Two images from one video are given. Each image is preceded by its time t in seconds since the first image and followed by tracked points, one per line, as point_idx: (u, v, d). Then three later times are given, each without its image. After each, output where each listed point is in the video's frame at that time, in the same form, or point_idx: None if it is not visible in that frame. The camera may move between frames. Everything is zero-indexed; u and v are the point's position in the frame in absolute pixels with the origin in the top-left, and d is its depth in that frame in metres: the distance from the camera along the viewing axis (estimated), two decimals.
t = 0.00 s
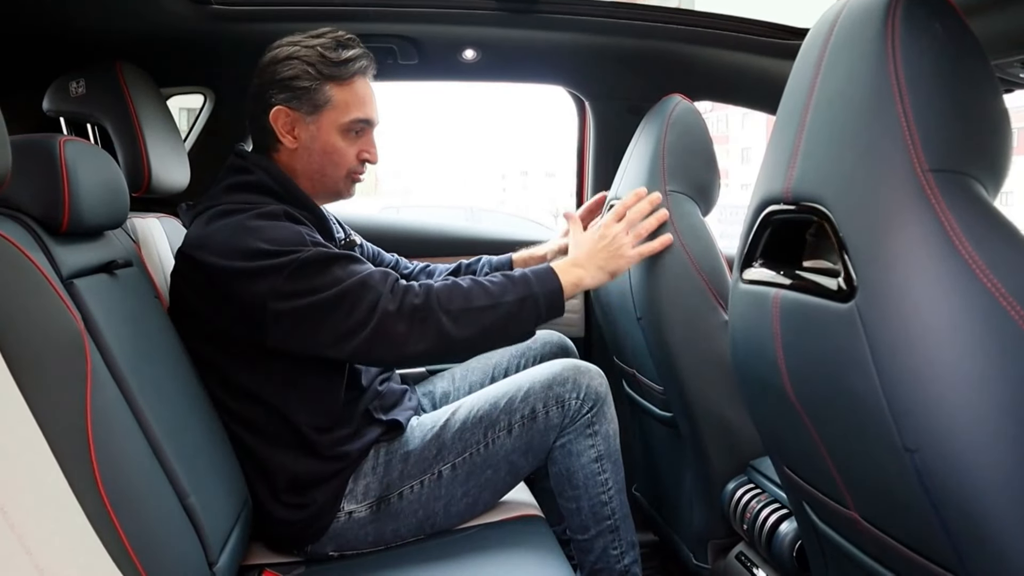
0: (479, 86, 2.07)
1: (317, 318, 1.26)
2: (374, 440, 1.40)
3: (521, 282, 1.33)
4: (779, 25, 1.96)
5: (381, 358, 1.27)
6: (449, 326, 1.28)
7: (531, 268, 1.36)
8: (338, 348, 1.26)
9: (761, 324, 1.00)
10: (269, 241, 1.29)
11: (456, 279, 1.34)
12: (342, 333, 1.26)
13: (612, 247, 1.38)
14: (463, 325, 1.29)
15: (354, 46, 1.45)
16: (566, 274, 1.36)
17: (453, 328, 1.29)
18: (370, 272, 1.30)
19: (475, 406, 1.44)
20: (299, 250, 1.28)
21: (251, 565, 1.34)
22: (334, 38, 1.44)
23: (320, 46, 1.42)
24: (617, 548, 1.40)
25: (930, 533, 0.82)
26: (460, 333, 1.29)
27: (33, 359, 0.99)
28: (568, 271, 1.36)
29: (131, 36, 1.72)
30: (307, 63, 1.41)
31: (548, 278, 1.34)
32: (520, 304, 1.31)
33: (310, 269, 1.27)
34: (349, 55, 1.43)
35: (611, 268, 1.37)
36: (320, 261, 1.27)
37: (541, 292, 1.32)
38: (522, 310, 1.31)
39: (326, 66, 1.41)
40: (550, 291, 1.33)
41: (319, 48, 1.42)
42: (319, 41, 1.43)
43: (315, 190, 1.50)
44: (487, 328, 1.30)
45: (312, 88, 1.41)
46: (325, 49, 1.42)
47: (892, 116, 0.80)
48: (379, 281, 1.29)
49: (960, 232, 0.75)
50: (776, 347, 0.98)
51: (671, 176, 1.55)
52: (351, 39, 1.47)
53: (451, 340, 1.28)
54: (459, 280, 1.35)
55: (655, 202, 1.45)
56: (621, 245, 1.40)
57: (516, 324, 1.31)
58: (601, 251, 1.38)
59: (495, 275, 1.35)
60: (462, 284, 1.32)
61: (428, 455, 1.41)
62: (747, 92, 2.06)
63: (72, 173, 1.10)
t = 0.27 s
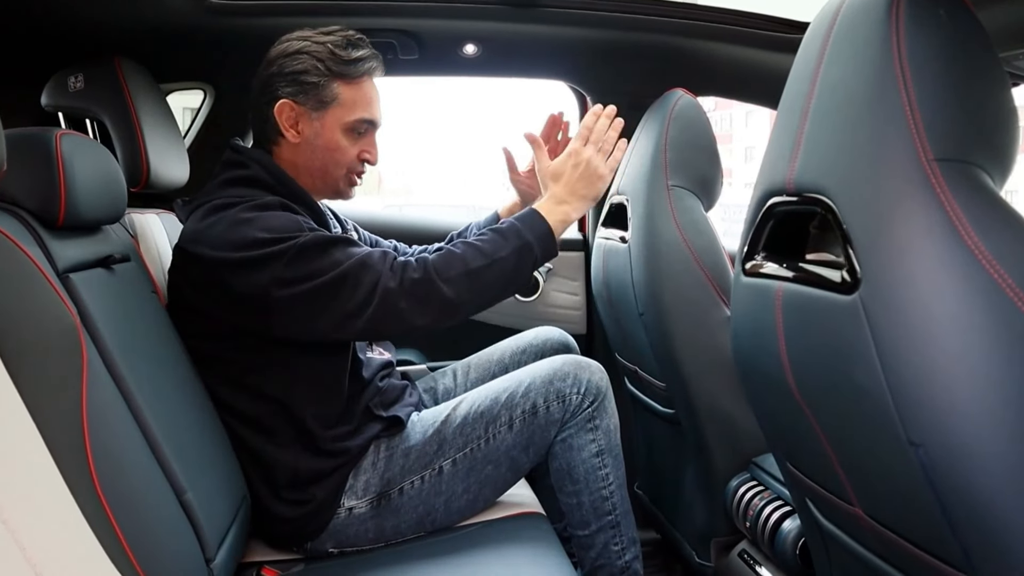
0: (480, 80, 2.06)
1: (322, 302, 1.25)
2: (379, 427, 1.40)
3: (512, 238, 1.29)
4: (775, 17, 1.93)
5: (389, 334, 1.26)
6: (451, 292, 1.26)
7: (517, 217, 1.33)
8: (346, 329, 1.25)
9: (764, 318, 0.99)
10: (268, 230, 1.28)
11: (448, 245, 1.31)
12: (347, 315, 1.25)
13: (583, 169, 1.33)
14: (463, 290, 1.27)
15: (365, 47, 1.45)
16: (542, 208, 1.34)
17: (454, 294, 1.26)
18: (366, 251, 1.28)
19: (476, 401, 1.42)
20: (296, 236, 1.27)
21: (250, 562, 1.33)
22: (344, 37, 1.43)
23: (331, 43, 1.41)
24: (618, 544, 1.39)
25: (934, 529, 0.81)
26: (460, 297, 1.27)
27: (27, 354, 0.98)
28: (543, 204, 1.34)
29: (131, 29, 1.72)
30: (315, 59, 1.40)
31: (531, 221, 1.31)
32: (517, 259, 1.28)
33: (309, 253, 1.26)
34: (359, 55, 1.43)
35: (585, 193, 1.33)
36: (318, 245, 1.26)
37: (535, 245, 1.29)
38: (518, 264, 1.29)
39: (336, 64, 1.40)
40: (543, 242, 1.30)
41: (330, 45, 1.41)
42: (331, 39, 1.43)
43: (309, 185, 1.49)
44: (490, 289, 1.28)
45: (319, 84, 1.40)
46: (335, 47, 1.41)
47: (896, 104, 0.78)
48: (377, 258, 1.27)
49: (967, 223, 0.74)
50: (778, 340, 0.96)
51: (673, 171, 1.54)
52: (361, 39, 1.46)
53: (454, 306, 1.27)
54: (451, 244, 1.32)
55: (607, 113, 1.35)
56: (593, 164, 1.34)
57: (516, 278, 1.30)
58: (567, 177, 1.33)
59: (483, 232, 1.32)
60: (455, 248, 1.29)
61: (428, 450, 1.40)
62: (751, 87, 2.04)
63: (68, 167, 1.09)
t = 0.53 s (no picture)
0: (482, 79, 2.06)
1: (281, 334, 1.20)
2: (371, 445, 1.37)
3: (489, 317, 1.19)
4: (782, 16, 1.92)
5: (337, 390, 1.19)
6: (402, 366, 1.16)
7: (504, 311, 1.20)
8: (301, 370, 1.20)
9: (766, 315, 0.98)
10: (249, 245, 1.25)
11: (421, 312, 1.21)
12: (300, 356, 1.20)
13: (597, 300, 1.15)
14: (418, 369, 1.17)
15: (338, 34, 1.43)
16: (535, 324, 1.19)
17: (406, 369, 1.16)
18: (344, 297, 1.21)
19: (477, 400, 1.43)
20: (274, 260, 1.23)
21: (250, 561, 1.33)
22: (320, 27, 1.43)
23: (302, 33, 1.42)
24: (620, 543, 1.38)
25: (939, 526, 0.80)
26: (414, 376, 1.17)
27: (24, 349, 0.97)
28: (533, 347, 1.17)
29: (133, 27, 1.72)
30: (286, 51, 1.41)
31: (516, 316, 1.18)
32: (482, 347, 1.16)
33: (280, 283, 1.22)
34: (329, 43, 1.41)
35: (590, 319, 1.15)
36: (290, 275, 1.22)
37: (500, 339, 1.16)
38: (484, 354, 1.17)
39: (303, 53, 1.41)
40: (515, 339, 1.17)
41: (302, 35, 1.41)
42: (304, 29, 1.43)
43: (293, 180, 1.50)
44: (443, 374, 1.17)
45: (287, 75, 1.41)
46: (306, 37, 1.41)
47: (899, 97, 0.78)
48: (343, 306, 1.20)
49: (971, 217, 0.73)
50: (781, 337, 0.96)
51: (676, 169, 1.53)
52: (341, 28, 1.45)
53: (404, 382, 1.17)
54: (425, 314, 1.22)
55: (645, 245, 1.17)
56: (609, 294, 1.15)
57: (475, 372, 1.17)
58: (574, 292, 1.15)
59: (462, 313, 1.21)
60: (425, 321, 1.19)
61: (430, 449, 1.39)
62: (754, 85, 2.04)
63: (67, 164, 1.09)
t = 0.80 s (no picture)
0: (482, 78, 2.06)
1: (241, 367, 1.24)
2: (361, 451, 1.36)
3: (440, 433, 1.20)
4: (785, 16, 1.92)
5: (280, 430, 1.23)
6: (331, 439, 1.19)
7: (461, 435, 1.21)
8: (255, 405, 1.25)
9: (767, 314, 0.98)
10: (236, 268, 1.26)
11: (379, 394, 1.22)
12: (262, 389, 1.23)
13: (541, 488, 1.15)
14: (351, 450, 1.19)
15: (319, 29, 1.43)
16: (488, 456, 1.18)
17: (339, 447, 1.19)
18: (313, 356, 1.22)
19: (478, 400, 1.41)
20: (253, 289, 1.25)
21: (250, 562, 1.33)
22: (306, 25, 1.44)
23: (284, 32, 1.44)
24: (621, 544, 1.39)
25: (940, 526, 0.80)
26: (347, 454, 1.19)
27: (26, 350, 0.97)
28: (487, 471, 1.17)
29: (133, 26, 1.72)
30: (269, 49, 1.44)
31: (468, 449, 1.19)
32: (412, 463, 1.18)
33: (251, 316, 1.24)
34: (307, 39, 1.42)
35: (530, 498, 1.15)
36: (262, 316, 1.24)
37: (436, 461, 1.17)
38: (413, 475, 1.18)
39: (280, 49, 1.42)
40: (451, 462, 1.17)
41: (284, 33, 1.43)
42: (290, 29, 1.45)
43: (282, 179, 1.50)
44: (364, 463, 1.19)
45: (266, 72, 1.44)
46: (287, 34, 1.43)
47: (900, 95, 0.78)
48: (305, 361, 1.21)
49: (973, 218, 0.73)
50: (782, 337, 0.96)
51: (675, 169, 1.53)
52: (329, 26, 1.45)
53: (331, 455, 1.20)
54: (382, 395, 1.23)
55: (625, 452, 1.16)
56: (556, 483, 1.14)
57: (400, 478, 1.19)
58: (524, 475, 1.15)
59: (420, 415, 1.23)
60: (376, 403, 1.21)
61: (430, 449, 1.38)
62: (754, 84, 2.04)
63: (68, 164, 1.08)
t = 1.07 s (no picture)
0: (481, 78, 2.07)
1: (239, 378, 1.23)
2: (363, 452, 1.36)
3: (440, 416, 1.23)
4: (786, 17, 1.93)
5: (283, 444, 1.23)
6: (338, 445, 1.20)
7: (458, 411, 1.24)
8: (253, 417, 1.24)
9: (769, 314, 0.98)
10: (233, 276, 1.25)
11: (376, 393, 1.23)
12: (260, 401, 1.22)
13: (542, 446, 1.21)
14: (356, 453, 1.21)
15: (332, 32, 1.42)
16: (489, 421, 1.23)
17: (344, 451, 1.20)
18: (310, 360, 1.22)
19: (479, 402, 1.41)
20: (252, 298, 1.24)
21: (250, 562, 1.33)
22: (314, 24, 1.42)
23: (295, 31, 1.41)
24: (622, 546, 1.39)
25: (943, 525, 0.80)
26: (351, 458, 1.21)
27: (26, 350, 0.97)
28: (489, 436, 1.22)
29: (131, 25, 1.71)
30: (280, 49, 1.41)
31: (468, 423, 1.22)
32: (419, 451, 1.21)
33: (248, 325, 1.23)
34: (323, 41, 1.40)
35: (533, 454, 1.22)
36: (260, 327, 1.23)
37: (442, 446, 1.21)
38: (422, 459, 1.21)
39: (296, 52, 1.40)
40: (457, 441, 1.21)
41: (294, 33, 1.40)
42: (297, 27, 1.42)
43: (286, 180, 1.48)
44: (372, 461, 1.21)
45: (280, 73, 1.40)
46: (300, 35, 1.40)
47: (904, 95, 0.78)
48: (303, 371, 1.21)
49: (977, 219, 0.74)
50: (785, 337, 0.96)
51: (676, 170, 1.53)
52: (336, 26, 1.44)
53: (337, 462, 1.21)
54: (377, 392, 1.25)
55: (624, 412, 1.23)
56: (559, 439, 1.21)
57: (410, 468, 1.22)
58: (528, 434, 1.21)
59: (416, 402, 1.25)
60: (374, 403, 1.22)
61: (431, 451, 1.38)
62: (754, 85, 2.04)
63: (68, 163, 1.08)
